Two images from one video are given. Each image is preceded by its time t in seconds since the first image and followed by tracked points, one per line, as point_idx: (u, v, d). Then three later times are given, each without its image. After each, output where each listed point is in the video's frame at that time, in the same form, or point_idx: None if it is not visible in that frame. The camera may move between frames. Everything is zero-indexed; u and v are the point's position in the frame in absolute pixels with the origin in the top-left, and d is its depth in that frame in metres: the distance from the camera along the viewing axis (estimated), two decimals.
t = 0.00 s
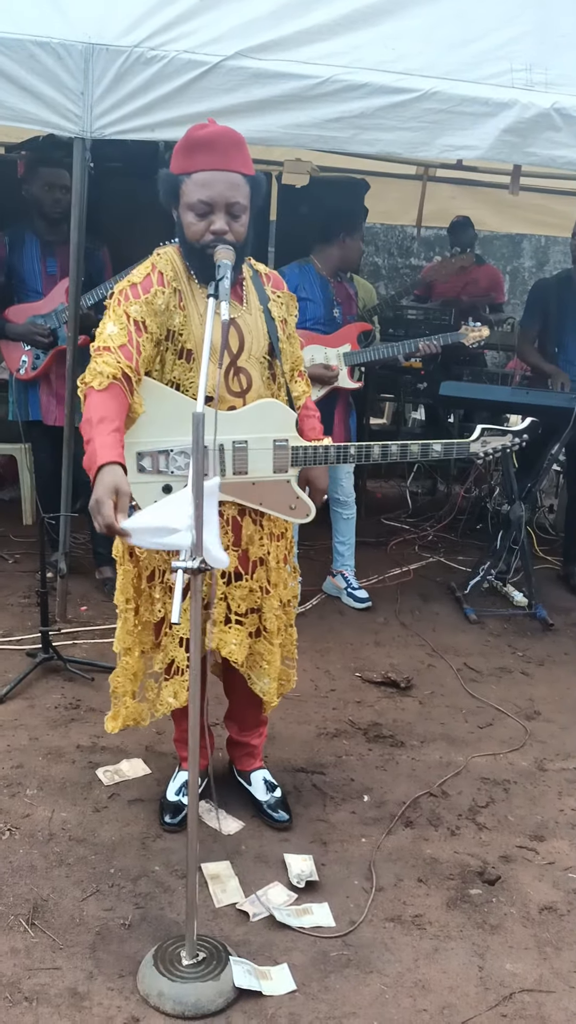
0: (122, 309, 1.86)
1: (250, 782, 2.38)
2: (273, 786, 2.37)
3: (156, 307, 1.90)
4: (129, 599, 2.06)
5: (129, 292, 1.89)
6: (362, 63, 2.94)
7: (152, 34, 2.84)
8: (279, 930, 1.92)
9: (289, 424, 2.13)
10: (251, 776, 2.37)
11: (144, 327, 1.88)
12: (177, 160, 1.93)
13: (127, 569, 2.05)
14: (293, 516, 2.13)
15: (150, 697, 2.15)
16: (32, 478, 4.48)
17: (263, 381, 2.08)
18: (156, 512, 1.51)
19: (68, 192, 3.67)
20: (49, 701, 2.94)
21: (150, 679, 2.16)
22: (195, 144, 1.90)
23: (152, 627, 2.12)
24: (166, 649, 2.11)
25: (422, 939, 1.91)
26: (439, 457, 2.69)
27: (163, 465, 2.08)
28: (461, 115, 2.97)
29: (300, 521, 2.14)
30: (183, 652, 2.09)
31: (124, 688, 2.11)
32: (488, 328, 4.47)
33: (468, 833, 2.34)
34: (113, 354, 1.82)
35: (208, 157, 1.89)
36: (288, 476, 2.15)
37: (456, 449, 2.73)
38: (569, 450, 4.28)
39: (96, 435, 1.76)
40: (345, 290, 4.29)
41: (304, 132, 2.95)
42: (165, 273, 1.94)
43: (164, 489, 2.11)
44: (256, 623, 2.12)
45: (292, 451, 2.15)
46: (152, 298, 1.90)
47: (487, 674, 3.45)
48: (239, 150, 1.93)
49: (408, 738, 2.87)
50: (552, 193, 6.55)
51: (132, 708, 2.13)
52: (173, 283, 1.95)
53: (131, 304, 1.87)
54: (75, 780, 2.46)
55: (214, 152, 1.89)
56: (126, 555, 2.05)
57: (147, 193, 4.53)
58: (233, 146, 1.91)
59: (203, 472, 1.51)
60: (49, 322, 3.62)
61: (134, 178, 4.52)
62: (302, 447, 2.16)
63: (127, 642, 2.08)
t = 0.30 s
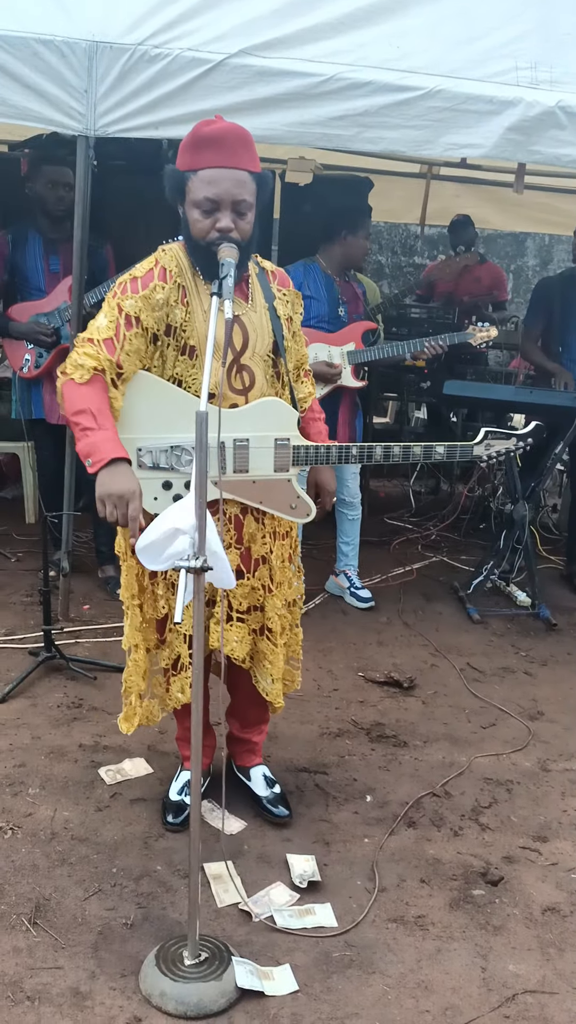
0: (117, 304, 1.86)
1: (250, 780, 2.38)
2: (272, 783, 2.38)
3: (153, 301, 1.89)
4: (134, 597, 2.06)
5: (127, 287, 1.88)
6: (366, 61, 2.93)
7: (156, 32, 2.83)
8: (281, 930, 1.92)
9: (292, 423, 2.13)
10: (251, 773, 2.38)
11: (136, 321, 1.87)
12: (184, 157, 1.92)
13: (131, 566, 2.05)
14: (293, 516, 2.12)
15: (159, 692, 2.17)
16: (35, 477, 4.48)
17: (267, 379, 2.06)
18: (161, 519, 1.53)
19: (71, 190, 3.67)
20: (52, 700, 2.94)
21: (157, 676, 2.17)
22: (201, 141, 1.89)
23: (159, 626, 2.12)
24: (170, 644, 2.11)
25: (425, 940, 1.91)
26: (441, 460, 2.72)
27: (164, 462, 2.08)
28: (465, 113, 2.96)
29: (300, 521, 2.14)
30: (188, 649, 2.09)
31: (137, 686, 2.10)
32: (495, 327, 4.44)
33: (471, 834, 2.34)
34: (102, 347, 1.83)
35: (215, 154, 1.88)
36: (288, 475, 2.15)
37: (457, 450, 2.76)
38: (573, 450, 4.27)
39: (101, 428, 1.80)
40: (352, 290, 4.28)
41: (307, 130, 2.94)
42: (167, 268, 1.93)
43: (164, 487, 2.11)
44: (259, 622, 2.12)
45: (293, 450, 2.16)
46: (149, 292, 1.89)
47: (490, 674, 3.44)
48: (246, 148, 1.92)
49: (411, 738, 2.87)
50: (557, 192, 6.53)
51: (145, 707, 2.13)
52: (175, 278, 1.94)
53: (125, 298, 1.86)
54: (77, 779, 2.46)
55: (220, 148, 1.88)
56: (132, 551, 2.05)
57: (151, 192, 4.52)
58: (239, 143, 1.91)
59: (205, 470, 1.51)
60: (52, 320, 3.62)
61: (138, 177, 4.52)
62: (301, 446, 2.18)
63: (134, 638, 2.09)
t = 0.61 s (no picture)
0: (114, 314, 1.94)
1: (247, 780, 2.37)
2: (271, 783, 2.37)
3: (149, 304, 1.93)
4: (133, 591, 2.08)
5: (125, 295, 1.95)
6: (368, 59, 2.92)
7: (157, 28, 2.82)
8: (282, 929, 1.91)
9: (298, 424, 2.05)
10: (249, 773, 2.37)
11: (133, 330, 1.93)
12: (188, 159, 1.93)
13: (130, 561, 2.08)
14: (296, 521, 2.08)
15: (150, 689, 2.17)
16: (36, 475, 4.47)
17: (274, 382, 2.04)
18: (164, 519, 1.53)
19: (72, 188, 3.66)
20: (52, 699, 2.94)
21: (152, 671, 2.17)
22: (204, 141, 1.89)
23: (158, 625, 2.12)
24: (168, 641, 2.09)
25: (426, 940, 1.90)
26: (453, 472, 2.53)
27: (166, 458, 2.01)
28: (467, 110, 2.95)
29: (304, 527, 2.09)
30: (184, 646, 2.07)
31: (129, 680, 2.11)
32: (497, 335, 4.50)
33: (472, 833, 2.33)
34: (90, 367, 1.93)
35: (216, 151, 1.88)
36: (293, 479, 2.06)
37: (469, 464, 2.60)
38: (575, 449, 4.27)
39: (68, 457, 1.88)
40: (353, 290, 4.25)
41: (309, 128, 2.93)
42: (168, 271, 1.97)
43: (166, 484, 2.05)
44: (257, 624, 2.12)
45: (299, 452, 2.07)
46: (145, 296, 1.93)
47: (492, 673, 3.43)
48: (248, 144, 1.91)
49: (412, 737, 2.86)
50: (559, 191, 6.52)
51: (135, 701, 2.14)
52: (175, 280, 1.96)
53: (122, 306, 1.93)
54: (77, 778, 2.46)
55: (222, 148, 1.88)
56: (130, 546, 2.09)
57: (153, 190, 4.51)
58: (240, 139, 1.90)
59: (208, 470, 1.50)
60: (53, 318, 3.62)
61: (139, 175, 4.51)
62: (309, 450, 2.07)
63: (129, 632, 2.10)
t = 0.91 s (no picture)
0: (120, 315, 1.98)
1: (248, 780, 2.38)
2: (272, 783, 2.37)
3: (147, 302, 1.94)
4: (129, 589, 2.10)
5: (128, 296, 1.98)
6: (370, 58, 2.92)
7: (159, 28, 2.82)
8: (284, 930, 1.91)
9: (293, 422, 2.01)
10: (250, 773, 2.37)
11: (134, 328, 1.96)
12: (192, 159, 1.93)
13: (126, 559, 2.10)
14: (294, 521, 2.05)
15: (151, 690, 2.15)
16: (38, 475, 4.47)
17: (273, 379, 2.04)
18: (166, 519, 1.53)
19: (73, 188, 3.66)
20: (54, 700, 2.94)
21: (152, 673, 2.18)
22: (208, 140, 1.89)
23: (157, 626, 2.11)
24: (168, 641, 2.09)
25: (428, 941, 1.90)
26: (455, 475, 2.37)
27: (163, 454, 1.99)
28: (469, 109, 2.94)
29: (303, 528, 2.06)
30: (184, 647, 2.07)
31: (123, 678, 2.12)
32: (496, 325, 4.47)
33: (474, 834, 2.33)
34: (96, 369, 1.99)
35: (219, 152, 1.88)
36: (289, 477, 2.02)
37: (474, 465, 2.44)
38: None
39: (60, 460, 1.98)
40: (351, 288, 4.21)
41: (311, 127, 2.92)
42: (168, 269, 1.98)
43: (164, 480, 2.01)
44: (259, 625, 2.12)
45: (293, 450, 2.01)
46: (144, 294, 1.95)
47: (494, 674, 3.43)
48: (252, 144, 1.90)
49: (414, 738, 2.86)
50: (561, 190, 6.52)
51: (131, 699, 2.14)
52: (175, 277, 1.97)
53: (125, 307, 1.97)
54: (79, 779, 2.46)
55: (225, 148, 1.87)
56: (128, 544, 2.11)
57: (155, 189, 4.51)
58: (244, 138, 1.89)
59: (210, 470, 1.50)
60: (55, 318, 3.63)
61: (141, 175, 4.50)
62: (305, 448, 2.01)
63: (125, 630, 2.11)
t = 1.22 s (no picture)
0: (123, 306, 1.99)
1: (249, 779, 2.37)
2: (273, 782, 2.37)
3: (149, 294, 1.95)
4: (137, 576, 2.12)
5: (133, 287, 2.00)
6: (371, 58, 2.92)
7: (160, 28, 2.82)
8: (284, 929, 1.91)
9: (285, 422, 1.99)
10: (251, 773, 2.37)
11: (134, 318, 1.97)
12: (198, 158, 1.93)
13: (132, 547, 2.13)
14: (283, 522, 2.03)
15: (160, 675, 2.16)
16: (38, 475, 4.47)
17: (270, 378, 2.03)
18: (166, 519, 1.53)
19: (74, 188, 3.66)
20: (55, 699, 2.94)
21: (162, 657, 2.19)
22: (213, 139, 1.89)
23: (161, 613, 2.13)
24: (168, 633, 2.08)
25: (429, 941, 1.89)
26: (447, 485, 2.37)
27: (157, 448, 1.99)
28: (471, 109, 2.94)
29: (292, 528, 2.04)
30: (178, 637, 2.04)
31: (134, 659, 2.15)
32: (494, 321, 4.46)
33: (475, 834, 2.33)
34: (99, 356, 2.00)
35: (224, 150, 1.88)
36: (278, 478, 2.01)
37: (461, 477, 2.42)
38: None
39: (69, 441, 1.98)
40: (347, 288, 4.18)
41: (311, 127, 2.93)
42: (174, 264, 1.98)
43: (157, 473, 2.01)
44: (252, 625, 2.12)
45: (282, 451, 1.99)
46: (147, 286, 1.96)
47: (495, 673, 3.43)
48: (258, 142, 1.90)
49: (415, 737, 2.86)
50: (562, 191, 6.51)
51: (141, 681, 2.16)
52: (178, 273, 1.97)
53: (128, 299, 1.98)
54: (80, 778, 2.46)
55: (229, 147, 1.88)
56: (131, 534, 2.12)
57: (155, 190, 4.51)
58: (250, 136, 1.89)
59: (209, 469, 1.50)
60: (56, 318, 3.64)
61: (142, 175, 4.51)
62: (294, 450, 1.99)
63: (134, 613, 2.14)
